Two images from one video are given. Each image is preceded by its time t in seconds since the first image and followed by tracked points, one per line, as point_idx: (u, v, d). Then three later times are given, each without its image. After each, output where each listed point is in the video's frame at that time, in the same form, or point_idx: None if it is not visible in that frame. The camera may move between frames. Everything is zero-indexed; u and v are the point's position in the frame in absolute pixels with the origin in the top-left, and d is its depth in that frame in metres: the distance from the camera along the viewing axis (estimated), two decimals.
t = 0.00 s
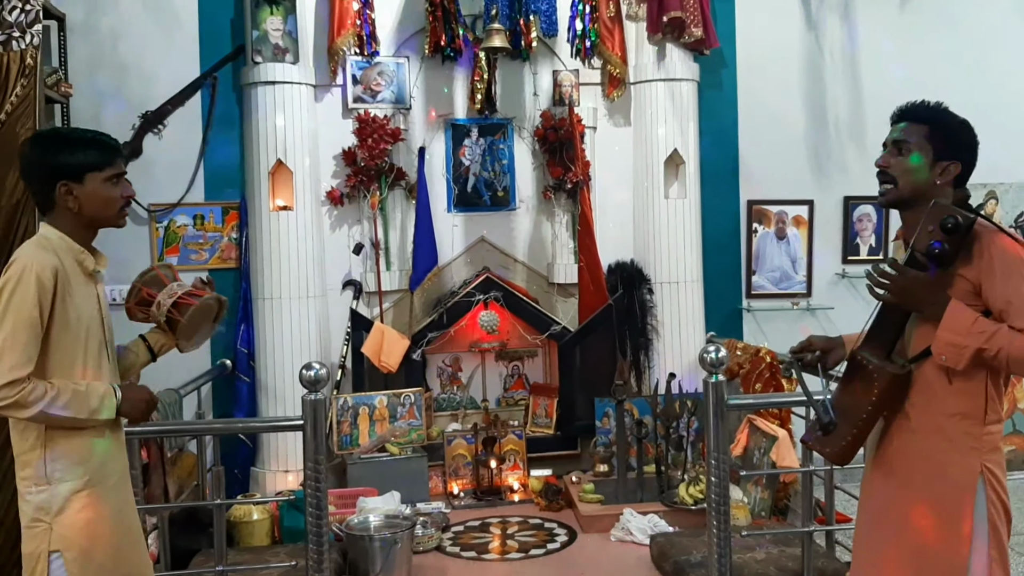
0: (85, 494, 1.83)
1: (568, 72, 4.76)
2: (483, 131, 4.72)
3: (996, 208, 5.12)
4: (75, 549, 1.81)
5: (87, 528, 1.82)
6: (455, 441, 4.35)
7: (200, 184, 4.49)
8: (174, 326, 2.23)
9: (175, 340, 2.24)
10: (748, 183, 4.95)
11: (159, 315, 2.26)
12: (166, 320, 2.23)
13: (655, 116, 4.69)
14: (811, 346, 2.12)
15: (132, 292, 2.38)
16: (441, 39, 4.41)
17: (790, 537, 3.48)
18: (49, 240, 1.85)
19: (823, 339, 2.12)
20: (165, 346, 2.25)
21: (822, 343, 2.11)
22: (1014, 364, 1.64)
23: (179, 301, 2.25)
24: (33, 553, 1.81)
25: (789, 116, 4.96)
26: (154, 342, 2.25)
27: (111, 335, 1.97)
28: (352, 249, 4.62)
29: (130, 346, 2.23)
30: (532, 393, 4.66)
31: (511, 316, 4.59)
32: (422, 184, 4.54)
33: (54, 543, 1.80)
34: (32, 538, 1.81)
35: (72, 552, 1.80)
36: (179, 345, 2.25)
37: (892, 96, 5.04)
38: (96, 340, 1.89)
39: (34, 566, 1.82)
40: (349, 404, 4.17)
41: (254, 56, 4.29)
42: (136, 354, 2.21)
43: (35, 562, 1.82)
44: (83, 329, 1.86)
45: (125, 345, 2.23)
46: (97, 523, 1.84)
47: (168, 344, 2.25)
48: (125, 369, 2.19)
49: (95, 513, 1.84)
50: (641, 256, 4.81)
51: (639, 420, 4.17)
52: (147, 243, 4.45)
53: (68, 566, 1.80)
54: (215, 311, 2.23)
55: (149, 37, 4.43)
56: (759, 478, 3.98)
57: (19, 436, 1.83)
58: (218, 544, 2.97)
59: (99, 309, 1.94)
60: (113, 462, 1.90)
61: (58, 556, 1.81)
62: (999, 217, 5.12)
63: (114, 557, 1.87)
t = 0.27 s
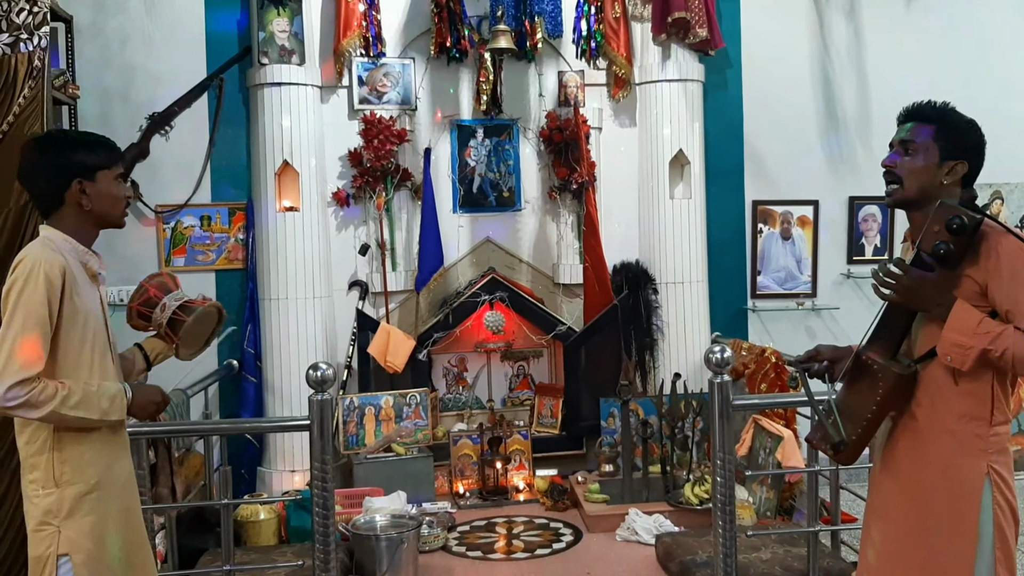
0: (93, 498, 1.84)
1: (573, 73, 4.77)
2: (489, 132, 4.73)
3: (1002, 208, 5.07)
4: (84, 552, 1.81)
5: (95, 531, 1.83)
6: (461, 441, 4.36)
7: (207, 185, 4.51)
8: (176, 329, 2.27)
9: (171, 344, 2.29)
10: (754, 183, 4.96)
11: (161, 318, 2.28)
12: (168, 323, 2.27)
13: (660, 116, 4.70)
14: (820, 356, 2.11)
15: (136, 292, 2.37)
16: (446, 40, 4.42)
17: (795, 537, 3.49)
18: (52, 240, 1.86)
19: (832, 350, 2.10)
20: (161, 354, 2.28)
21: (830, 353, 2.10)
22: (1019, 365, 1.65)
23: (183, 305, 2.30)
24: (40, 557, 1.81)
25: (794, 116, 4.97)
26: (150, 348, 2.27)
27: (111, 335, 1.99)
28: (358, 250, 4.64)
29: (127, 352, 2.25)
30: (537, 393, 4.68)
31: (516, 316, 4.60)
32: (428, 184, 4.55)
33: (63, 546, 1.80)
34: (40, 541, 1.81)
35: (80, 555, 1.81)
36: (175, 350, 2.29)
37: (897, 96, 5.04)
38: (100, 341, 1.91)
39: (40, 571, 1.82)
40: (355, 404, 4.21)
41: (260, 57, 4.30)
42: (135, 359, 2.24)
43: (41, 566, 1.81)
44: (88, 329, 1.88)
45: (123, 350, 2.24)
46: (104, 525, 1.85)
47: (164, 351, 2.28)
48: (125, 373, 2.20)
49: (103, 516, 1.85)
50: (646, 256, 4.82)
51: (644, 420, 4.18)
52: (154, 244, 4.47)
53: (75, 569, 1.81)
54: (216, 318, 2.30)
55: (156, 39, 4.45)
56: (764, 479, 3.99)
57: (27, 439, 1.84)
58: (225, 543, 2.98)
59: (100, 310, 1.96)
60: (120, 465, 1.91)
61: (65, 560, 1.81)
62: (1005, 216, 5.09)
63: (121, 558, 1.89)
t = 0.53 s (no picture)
0: (99, 502, 1.85)
1: (577, 73, 4.77)
2: (493, 132, 4.73)
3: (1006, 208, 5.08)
4: (91, 556, 1.82)
5: (102, 535, 1.84)
6: (466, 441, 4.36)
7: (212, 185, 4.52)
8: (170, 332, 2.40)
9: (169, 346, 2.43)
10: (758, 183, 4.95)
11: (155, 321, 2.39)
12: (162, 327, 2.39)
13: (665, 116, 4.70)
14: (826, 358, 2.11)
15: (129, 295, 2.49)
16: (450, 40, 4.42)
17: (800, 537, 3.48)
18: (51, 244, 1.85)
19: (839, 351, 2.10)
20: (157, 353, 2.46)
21: (837, 355, 2.10)
22: None
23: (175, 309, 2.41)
24: (46, 562, 1.81)
25: (799, 116, 4.96)
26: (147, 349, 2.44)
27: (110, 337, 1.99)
28: (363, 250, 4.64)
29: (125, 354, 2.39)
30: (541, 393, 4.68)
31: (521, 316, 4.60)
32: (432, 185, 4.55)
33: (69, 551, 1.80)
34: (44, 547, 1.81)
35: (87, 560, 1.82)
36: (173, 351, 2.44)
37: (902, 95, 5.03)
38: (101, 342, 1.91)
39: None
40: (360, 405, 4.17)
41: (265, 58, 4.31)
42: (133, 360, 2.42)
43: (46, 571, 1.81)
44: (90, 331, 1.87)
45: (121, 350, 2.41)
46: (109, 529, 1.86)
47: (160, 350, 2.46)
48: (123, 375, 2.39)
49: (108, 520, 1.86)
50: (650, 256, 4.81)
51: (649, 420, 4.18)
52: (159, 244, 4.48)
53: (82, 573, 1.81)
54: (210, 318, 2.45)
55: (161, 40, 4.46)
56: (769, 479, 3.98)
57: (30, 445, 1.83)
58: (230, 543, 2.98)
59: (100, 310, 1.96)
60: (122, 467, 1.92)
61: (71, 565, 1.81)
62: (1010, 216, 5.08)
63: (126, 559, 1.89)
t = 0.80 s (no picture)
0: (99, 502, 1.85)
1: (580, 72, 4.76)
2: (496, 132, 4.73)
3: (1011, 206, 5.03)
4: (91, 556, 1.83)
5: (103, 535, 1.85)
6: (469, 440, 4.36)
7: (216, 185, 4.52)
8: (172, 319, 2.26)
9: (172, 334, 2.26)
10: (761, 182, 4.95)
11: (154, 309, 2.26)
12: (164, 313, 2.25)
13: (668, 115, 4.69)
14: (831, 348, 2.12)
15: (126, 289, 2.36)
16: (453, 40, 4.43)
17: (804, 537, 3.48)
18: (50, 247, 1.87)
19: (843, 341, 2.11)
20: (161, 343, 2.24)
21: (842, 345, 2.11)
22: None
23: (175, 294, 2.28)
24: (47, 561, 1.81)
25: (802, 115, 4.96)
26: (151, 338, 2.22)
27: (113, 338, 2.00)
28: (366, 250, 4.64)
29: (126, 343, 2.18)
30: (545, 393, 4.68)
31: (524, 316, 4.60)
32: (435, 184, 4.56)
33: (70, 550, 1.80)
34: (46, 547, 1.81)
35: (88, 559, 1.82)
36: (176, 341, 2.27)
37: (905, 94, 5.02)
38: (104, 347, 1.92)
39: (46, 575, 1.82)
40: (363, 404, 4.21)
41: (268, 58, 4.32)
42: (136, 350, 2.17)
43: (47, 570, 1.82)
44: (93, 335, 1.88)
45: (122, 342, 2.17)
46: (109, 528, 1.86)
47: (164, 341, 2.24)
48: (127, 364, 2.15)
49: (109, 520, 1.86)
50: (653, 256, 4.81)
51: (652, 420, 4.17)
52: (163, 244, 4.49)
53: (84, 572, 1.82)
54: (212, 300, 2.34)
55: (164, 40, 4.46)
56: (773, 478, 3.98)
57: (30, 446, 1.83)
58: (235, 543, 2.99)
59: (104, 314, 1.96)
60: (121, 469, 1.92)
61: (73, 564, 1.82)
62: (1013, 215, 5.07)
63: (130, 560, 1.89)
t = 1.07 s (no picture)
0: (102, 497, 1.85)
1: (584, 71, 4.76)
2: (500, 131, 4.74)
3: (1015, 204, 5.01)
4: (93, 551, 1.82)
5: (105, 531, 1.84)
6: (474, 439, 4.36)
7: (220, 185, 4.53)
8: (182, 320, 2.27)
9: (183, 333, 2.28)
10: (765, 180, 4.94)
11: (165, 308, 2.26)
12: (174, 315, 2.26)
13: (672, 114, 4.69)
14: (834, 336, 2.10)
15: (137, 287, 2.33)
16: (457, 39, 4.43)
17: (809, 535, 3.47)
18: (62, 244, 1.87)
19: (845, 329, 2.10)
20: (174, 343, 2.27)
21: (845, 333, 2.09)
22: None
23: (184, 294, 2.28)
24: (50, 556, 1.82)
25: (805, 113, 4.95)
26: (163, 337, 2.25)
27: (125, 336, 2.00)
28: (370, 249, 4.65)
29: (139, 343, 2.22)
30: (549, 392, 4.68)
31: (528, 315, 4.60)
32: (439, 184, 4.56)
33: (72, 545, 1.81)
34: (50, 541, 1.82)
35: (90, 554, 1.82)
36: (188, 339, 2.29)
37: (909, 92, 5.01)
38: (112, 345, 1.92)
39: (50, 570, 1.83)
40: (367, 403, 4.21)
41: (272, 58, 4.32)
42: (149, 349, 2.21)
43: (51, 564, 1.83)
44: (100, 330, 1.88)
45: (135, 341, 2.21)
46: (111, 524, 1.86)
47: (176, 339, 2.27)
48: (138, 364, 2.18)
49: (112, 515, 1.86)
50: (657, 255, 4.81)
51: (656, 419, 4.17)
52: (167, 244, 4.49)
53: (86, 568, 1.82)
54: (222, 301, 2.33)
55: (167, 40, 4.47)
56: (777, 477, 3.97)
57: (36, 440, 1.85)
58: (240, 542, 2.99)
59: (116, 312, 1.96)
60: (127, 464, 1.92)
61: (75, 559, 1.82)
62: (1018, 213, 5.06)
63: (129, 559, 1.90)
